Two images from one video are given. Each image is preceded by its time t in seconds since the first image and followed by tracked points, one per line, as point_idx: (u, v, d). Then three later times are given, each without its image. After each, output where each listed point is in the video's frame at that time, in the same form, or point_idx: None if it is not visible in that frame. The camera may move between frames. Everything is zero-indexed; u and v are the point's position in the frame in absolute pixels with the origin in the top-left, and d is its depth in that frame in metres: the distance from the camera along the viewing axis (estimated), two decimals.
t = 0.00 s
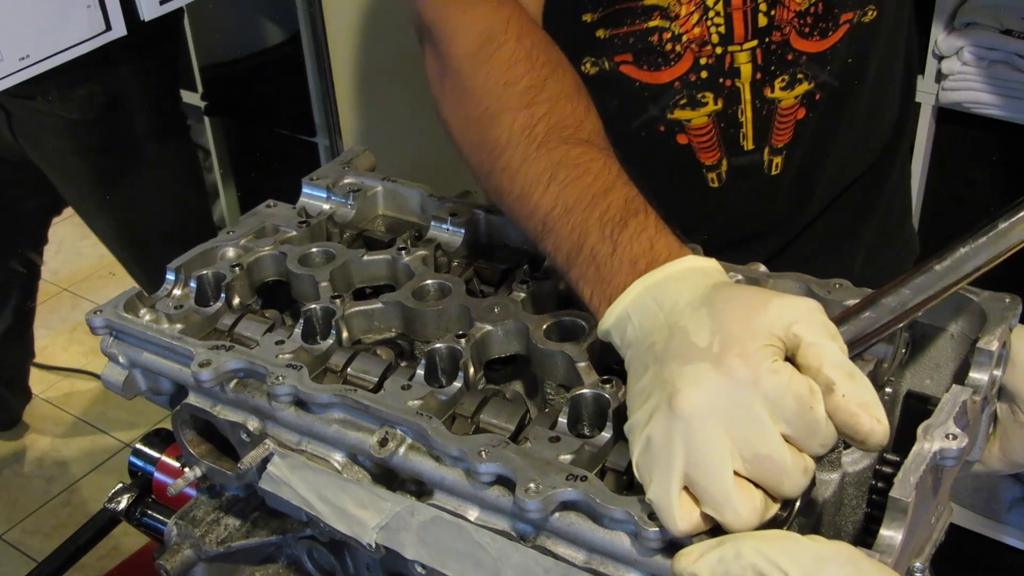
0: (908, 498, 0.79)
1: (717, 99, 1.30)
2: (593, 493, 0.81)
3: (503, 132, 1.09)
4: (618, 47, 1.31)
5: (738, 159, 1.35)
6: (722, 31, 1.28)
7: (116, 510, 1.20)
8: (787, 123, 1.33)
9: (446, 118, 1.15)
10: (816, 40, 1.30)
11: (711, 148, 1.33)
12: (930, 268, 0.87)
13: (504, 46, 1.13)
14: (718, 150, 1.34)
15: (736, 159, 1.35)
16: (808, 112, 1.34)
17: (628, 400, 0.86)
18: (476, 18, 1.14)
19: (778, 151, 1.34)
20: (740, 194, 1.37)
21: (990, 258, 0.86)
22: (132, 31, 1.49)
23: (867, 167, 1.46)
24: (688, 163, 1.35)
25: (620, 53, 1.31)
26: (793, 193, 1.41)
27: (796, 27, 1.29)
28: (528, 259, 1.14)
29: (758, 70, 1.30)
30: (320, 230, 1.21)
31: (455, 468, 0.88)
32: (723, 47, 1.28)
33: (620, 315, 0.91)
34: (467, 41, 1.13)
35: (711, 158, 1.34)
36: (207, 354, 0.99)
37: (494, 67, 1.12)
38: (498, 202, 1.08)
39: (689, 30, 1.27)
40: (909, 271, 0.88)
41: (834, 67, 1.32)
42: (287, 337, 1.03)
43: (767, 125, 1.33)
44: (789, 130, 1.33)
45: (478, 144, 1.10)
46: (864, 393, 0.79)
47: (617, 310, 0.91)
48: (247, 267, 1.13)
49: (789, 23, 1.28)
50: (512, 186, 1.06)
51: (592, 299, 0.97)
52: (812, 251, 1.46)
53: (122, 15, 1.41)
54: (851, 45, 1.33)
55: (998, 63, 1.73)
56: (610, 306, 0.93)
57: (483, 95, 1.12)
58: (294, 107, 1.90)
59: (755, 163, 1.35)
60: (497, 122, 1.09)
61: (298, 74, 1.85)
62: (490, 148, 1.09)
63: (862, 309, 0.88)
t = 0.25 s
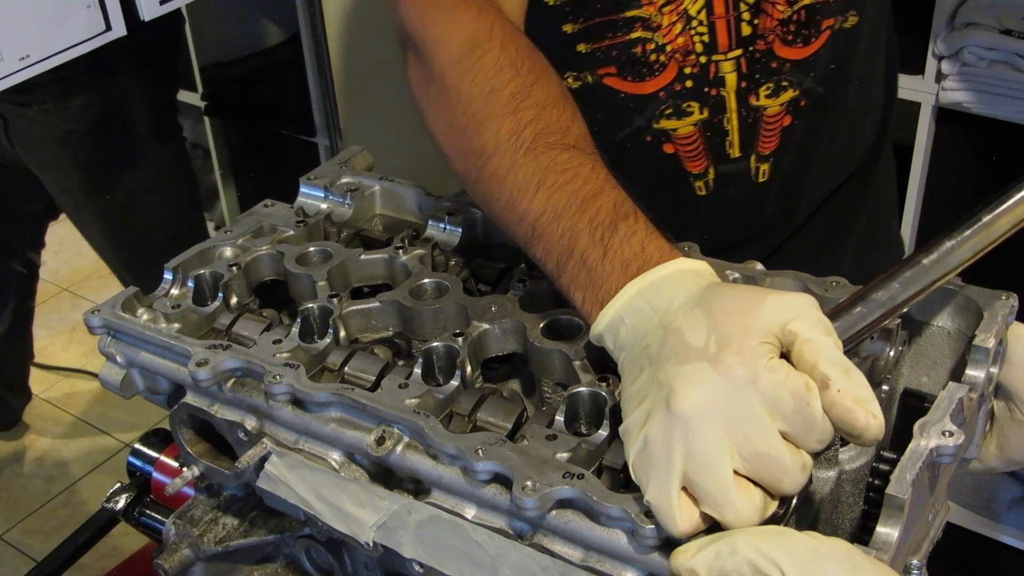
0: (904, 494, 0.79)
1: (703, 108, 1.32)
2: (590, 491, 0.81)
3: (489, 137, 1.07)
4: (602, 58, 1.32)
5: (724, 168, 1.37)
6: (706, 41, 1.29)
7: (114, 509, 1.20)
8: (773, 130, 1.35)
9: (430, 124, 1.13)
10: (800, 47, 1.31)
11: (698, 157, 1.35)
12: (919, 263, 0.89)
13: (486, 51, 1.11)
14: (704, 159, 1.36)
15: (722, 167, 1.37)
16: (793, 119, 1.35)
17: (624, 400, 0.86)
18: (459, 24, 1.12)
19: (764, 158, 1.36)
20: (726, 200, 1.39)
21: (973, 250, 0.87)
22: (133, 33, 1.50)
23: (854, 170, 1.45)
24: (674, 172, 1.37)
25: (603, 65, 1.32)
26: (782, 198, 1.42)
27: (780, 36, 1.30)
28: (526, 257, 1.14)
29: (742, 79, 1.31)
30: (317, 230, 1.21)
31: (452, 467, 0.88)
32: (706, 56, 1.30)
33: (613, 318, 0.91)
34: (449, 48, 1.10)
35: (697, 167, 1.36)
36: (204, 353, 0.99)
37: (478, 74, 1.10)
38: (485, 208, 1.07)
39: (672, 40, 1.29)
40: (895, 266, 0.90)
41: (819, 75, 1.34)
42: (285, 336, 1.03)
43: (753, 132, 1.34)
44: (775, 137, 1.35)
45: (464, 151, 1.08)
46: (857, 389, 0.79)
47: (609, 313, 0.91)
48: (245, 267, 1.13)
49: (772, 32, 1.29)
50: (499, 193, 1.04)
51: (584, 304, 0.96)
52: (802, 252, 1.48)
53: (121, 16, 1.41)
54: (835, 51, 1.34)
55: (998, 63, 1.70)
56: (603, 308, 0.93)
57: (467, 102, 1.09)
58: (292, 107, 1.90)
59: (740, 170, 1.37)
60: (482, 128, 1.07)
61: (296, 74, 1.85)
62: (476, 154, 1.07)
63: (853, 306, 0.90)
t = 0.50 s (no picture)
0: (904, 493, 0.79)
1: (688, 114, 1.35)
2: (591, 491, 0.81)
3: (482, 141, 1.06)
4: (587, 69, 1.35)
5: (710, 173, 1.39)
6: (689, 48, 1.32)
7: (113, 510, 1.19)
8: (758, 135, 1.37)
9: (422, 130, 1.13)
10: (782, 53, 1.34)
11: (684, 163, 1.39)
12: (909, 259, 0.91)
13: (478, 57, 1.11)
14: (690, 165, 1.39)
15: (707, 172, 1.39)
16: (778, 123, 1.38)
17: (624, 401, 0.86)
18: (451, 32, 1.12)
19: (750, 162, 1.39)
20: (713, 204, 1.42)
21: (960, 245, 0.92)
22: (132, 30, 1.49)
23: (841, 170, 1.48)
24: (659, 179, 1.40)
25: (588, 75, 1.35)
26: (768, 203, 1.45)
27: (763, 41, 1.33)
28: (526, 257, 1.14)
29: (727, 84, 1.34)
30: (316, 230, 1.21)
31: (453, 467, 0.88)
32: (690, 63, 1.33)
33: (612, 318, 0.91)
34: (441, 54, 1.11)
35: (684, 173, 1.40)
36: (203, 354, 0.99)
37: (470, 77, 1.10)
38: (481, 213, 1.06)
39: (656, 48, 1.32)
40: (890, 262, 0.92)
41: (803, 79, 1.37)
42: (284, 336, 1.03)
43: (739, 137, 1.37)
44: (760, 141, 1.38)
45: (458, 155, 1.08)
46: (856, 386, 0.79)
47: (609, 314, 0.91)
48: (243, 267, 1.13)
49: (755, 37, 1.33)
50: (495, 197, 1.04)
51: (581, 307, 0.96)
52: (793, 251, 1.50)
53: (121, 15, 1.41)
54: (819, 55, 1.36)
55: (998, 63, 1.68)
56: (601, 310, 0.93)
57: (459, 105, 1.09)
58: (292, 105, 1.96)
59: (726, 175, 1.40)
60: (476, 132, 1.07)
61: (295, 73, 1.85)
62: (470, 158, 1.06)
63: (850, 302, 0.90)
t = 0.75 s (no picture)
0: (897, 496, 0.79)
1: (678, 118, 1.36)
2: (583, 496, 0.81)
3: (472, 148, 1.06)
4: (575, 78, 1.36)
5: (700, 176, 1.40)
6: (677, 52, 1.33)
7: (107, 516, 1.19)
8: (747, 135, 1.38)
9: (413, 139, 1.13)
10: (768, 54, 1.35)
11: (674, 167, 1.39)
12: (898, 257, 0.91)
13: (466, 65, 1.11)
14: (680, 168, 1.39)
15: (699, 175, 1.40)
16: (768, 124, 1.39)
17: (615, 408, 0.85)
18: (439, 41, 1.12)
19: (740, 164, 1.40)
20: (707, 202, 1.42)
21: (946, 241, 0.93)
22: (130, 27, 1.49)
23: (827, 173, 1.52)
24: (652, 183, 1.40)
25: (576, 84, 1.36)
26: (758, 202, 1.47)
27: (750, 43, 1.34)
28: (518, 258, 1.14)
29: (715, 87, 1.35)
30: (308, 232, 1.21)
31: (445, 472, 0.88)
32: (679, 67, 1.34)
33: (603, 324, 0.91)
34: (430, 63, 1.11)
35: (674, 177, 1.40)
36: (195, 359, 0.99)
37: (459, 85, 1.10)
38: (471, 219, 1.05)
39: (644, 54, 1.33)
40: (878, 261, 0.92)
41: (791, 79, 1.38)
42: (276, 340, 1.02)
43: (728, 139, 1.38)
44: (751, 141, 1.39)
45: (448, 163, 1.07)
46: (848, 389, 0.79)
47: (601, 319, 0.91)
48: (235, 271, 1.13)
49: (741, 39, 1.34)
50: (485, 204, 1.03)
51: (572, 314, 0.95)
52: (785, 252, 1.54)
53: (121, 15, 1.41)
54: (805, 54, 1.39)
55: (998, 63, 1.68)
56: (591, 317, 0.92)
57: (449, 113, 1.09)
58: (291, 105, 2.17)
59: (716, 177, 1.40)
60: (466, 139, 1.06)
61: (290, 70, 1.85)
62: (460, 165, 1.06)
63: (840, 302, 0.89)
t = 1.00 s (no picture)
0: (899, 499, 0.79)
1: (671, 124, 1.36)
2: (584, 500, 0.81)
3: (465, 159, 1.05)
4: (566, 88, 1.35)
5: (695, 179, 1.40)
6: (668, 58, 1.33)
7: (108, 517, 1.19)
8: (741, 137, 1.39)
9: (405, 151, 1.12)
10: (759, 56, 1.36)
11: (669, 172, 1.39)
12: (894, 258, 0.91)
13: (457, 76, 1.10)
14: (675, 173, 1.39)
15: (693, 179, 1.40)
16: (761, 126, 1.40)
17: (617, 413, 0.85)
18: (430, 52, 1.12)
19: (735, 166, 1.41)
20: (709, 204, 1.42)
21: (944, 238, 0.93)
22: (129, 26, 1.48)
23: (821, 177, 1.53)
24: (647, 187, 1.40)
25: (567, 93, 1.35)
26: (757, 204, 1.47)
27: (740, 46, 1.35)
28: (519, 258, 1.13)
29: (708, 91, 1.35)
30: (308, 233, 1.20)
31: (446, 475, 0.88)
32: (671, 72, 1.33)
33: (601, 331, 0.90)
34: (421, 75, 1.11)
35: (669, 182, 1.40)
36: (195, 362, 0.99)
37: (449, 96, 1.09)
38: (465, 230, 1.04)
39: (635, 61, 1.32)
40: (872, 264, 0.92)
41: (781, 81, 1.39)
42: (276, 343, 1.02)
43: (722, 141, 1.38)
44: (745, 143, 1.39)
45: (441, 174, 1.06)
46: (849, 389, 0.78)
47: (598, 327, 0.90)
48: (235, 272, 1.13)
49: (733, 43, 1.34)
50: (480, 215, 1.02)
51: (571, 322, 0.95)
52: (785, 253, 1.54)
53: (121, 15, 1.40)
54: (794, 54, 1.40)
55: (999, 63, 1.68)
56: (588, 326, 0.92)
57: (441, 125, 1.08)
58: (293, 106, 2.22)
59: (712, 180, 1.41)
60: (458, 150, 1.06)
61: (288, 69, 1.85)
62: (453, 176, 1.05)
63: (835, 305, 0.89)
